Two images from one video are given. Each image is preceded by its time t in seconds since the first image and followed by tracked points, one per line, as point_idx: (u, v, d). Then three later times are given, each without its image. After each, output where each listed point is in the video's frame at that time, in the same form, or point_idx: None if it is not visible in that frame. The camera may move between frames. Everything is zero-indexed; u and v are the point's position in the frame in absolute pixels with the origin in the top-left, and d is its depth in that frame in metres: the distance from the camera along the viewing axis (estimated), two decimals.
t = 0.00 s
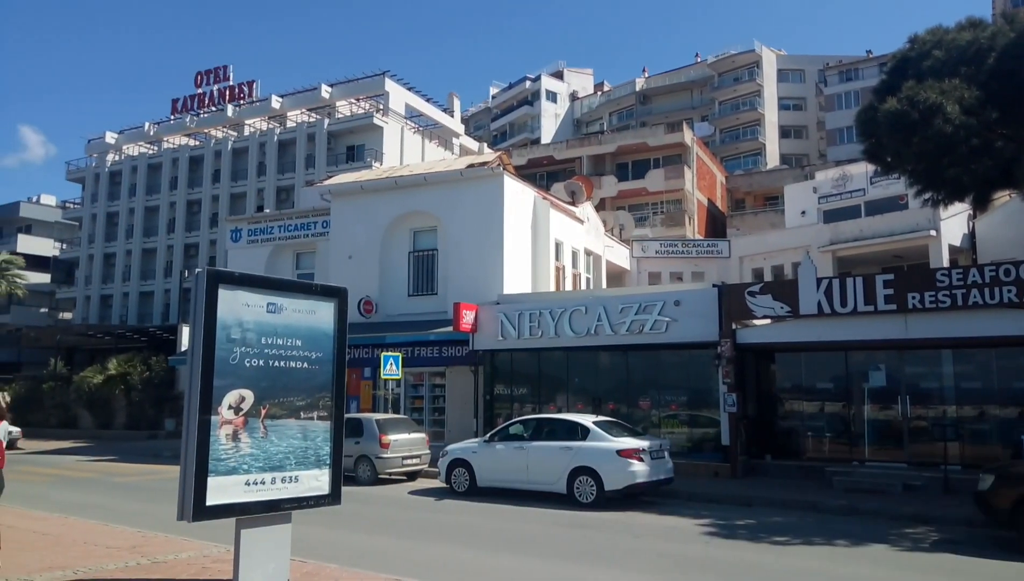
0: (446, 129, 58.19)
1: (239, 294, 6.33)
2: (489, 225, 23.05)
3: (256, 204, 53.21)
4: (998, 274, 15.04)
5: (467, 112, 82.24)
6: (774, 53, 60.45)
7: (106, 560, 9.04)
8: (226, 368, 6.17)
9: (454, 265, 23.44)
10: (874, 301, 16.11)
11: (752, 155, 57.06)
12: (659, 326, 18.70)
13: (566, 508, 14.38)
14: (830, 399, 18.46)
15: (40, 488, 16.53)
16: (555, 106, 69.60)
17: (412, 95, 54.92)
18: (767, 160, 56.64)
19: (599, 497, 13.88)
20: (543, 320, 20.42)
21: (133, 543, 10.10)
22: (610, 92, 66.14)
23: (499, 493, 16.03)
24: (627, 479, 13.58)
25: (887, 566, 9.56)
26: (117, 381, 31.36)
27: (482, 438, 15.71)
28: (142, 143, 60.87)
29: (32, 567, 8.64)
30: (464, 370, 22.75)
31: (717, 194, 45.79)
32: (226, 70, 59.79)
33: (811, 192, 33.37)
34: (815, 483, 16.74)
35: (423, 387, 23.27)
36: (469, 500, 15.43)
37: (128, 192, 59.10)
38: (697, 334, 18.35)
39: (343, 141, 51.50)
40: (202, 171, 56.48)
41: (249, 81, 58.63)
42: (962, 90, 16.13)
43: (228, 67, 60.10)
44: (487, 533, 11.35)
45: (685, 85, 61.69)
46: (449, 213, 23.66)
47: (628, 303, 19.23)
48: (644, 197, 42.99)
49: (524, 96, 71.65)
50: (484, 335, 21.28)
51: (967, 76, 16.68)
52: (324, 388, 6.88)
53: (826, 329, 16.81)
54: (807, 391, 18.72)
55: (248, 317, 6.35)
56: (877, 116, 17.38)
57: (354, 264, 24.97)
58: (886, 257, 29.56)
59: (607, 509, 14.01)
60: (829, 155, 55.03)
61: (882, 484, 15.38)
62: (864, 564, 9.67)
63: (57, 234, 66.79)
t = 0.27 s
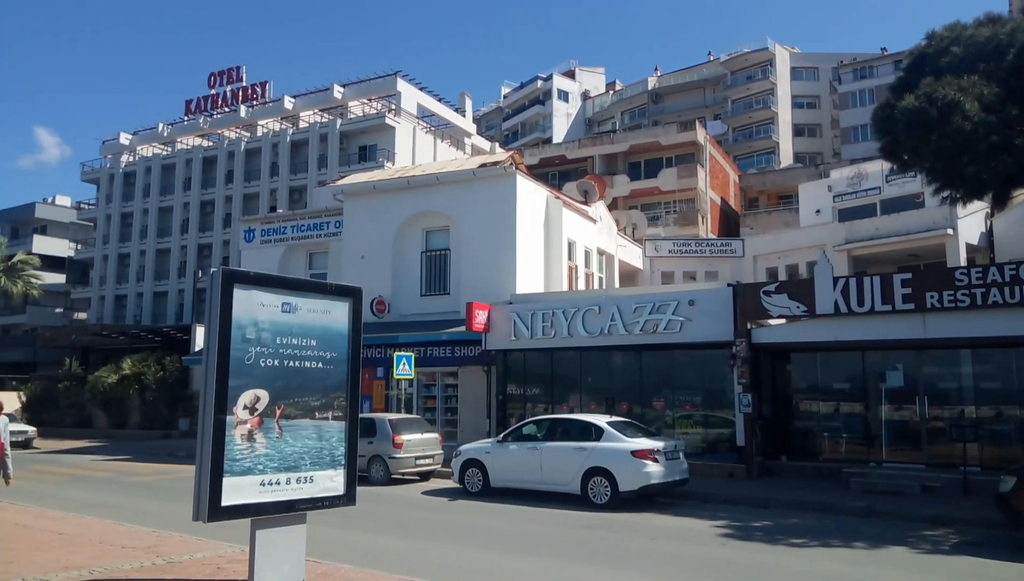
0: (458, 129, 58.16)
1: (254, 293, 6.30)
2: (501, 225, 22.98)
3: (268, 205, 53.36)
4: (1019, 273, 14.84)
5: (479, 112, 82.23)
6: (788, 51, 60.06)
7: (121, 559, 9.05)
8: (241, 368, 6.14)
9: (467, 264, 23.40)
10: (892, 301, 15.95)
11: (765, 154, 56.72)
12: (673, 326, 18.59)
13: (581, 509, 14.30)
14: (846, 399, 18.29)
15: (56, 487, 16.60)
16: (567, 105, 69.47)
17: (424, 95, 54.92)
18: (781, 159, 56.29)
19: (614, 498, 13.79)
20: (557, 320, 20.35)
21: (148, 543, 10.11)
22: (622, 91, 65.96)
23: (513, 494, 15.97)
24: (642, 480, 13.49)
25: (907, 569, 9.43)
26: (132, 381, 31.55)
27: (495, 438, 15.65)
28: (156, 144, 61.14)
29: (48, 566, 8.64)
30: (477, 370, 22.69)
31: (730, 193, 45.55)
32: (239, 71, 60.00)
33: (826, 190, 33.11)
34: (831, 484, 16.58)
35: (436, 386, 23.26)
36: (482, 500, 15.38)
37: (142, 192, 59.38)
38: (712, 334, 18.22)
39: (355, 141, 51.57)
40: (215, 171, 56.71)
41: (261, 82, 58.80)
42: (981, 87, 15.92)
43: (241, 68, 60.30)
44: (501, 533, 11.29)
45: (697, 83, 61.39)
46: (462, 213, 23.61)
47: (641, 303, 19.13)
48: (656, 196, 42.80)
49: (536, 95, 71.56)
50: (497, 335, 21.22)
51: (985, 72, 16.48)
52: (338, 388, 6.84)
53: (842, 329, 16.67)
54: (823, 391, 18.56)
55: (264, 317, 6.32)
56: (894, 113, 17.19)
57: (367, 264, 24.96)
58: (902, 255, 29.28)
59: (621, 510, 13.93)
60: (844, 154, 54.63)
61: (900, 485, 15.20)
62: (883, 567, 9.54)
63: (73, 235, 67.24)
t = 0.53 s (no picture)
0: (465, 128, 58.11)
1: (264, 291, 6.25)
2: (509, 223, 22.92)
3: (276, 204, 53.43)
4: None
5: (486, 111, 82.19)
6: (796, 49, 59.81)
7: (131, 558, 9.03)
8: (250, 366, 6.10)
9: (474, 263, 23.35)
10: (903, 299, 15.82)
11: (773, 153, 56.52)
12: (682, 325, 18.52)
13: (590, 508, 14.24)
14: (857, 399, 18.18)
15: (65, 486, 16.63)
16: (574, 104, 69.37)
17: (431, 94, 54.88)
18: (789, 158, 56.07)
19: (623, 497, 13.73)
20: (565, 319, 20.29)
21: (158, 542, 10.10)
22: (629, 90, 65.83)
23: (522, 493, 15.91)
24: (651, 479, 13.42)
25: (921, 569, 9.35)
26: (140, 380, 31.64)
27: (503, 437, 15.60)
28: (163, 143, 61.27)
29: (58, 565, 8.63)
30: (484, 369, 22.65)
31: (738, 191, 45.39)
32: (246, 70, 60.09)
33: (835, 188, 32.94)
34: (842, 484, 16.48)
35: (444, 385, 23.24)
36: (491, 499, 15.33)
37: (150, 192, 59.54)
38: (721, 333, 18.13)
39: (362, 141, 51.58)
40: (223, 171, 56.81)
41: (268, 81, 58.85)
42: (994, 83, 15.77)
43: (248, 68, 60.37)
44: (511, 533, 11.24)
45: (704, 82, 61.20)
46: (470, 211, 23.56)
47: (650, 301, 19.05)
48: (664, 194, 42.67)
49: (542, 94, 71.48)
50: (505, 334, 21.16)
51: (998, 69, 16.33)
52: (348, 386, 6.80)
53: (853, 328, 16.56)
54: (834, 391, 18.45)
55: (273, 314, 6.28)
56: (906, 110, 17.06)
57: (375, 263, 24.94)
58: (911, 254, 29.11)
59: (631, 509, 13.86)
60: (852, 152, 54.39)
61: (911, 485, 15.09)
62: (897, 567, 9.46)
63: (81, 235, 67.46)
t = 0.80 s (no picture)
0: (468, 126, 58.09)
1: (269, 289, 6.24)
2: (513, 221, 22.89)
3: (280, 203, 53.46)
4: None
5: (489, 110, 82.12)
6: (800, 46, 59.61)
7: (137, 557, 9.04)
8: (256, 365, 6.09)
9: (478, 261, 23.33)
10: (909, 297, 15.76)
11: (778, 150, 56.37)
12: (687, 322, 18.50)
13: (595, 506, 14.22)
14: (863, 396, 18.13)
15: (71, 485, 16.66)
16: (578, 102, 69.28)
17: (434, 93, 54.85)
18: (793, 155, 55.93)
19: (628, 495, 13.70)
20: (569, 317, 20.26)
21: (164, 540, 10.11)
22: (632, 87, 65.74)
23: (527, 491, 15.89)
24: (657, 477, 13.39)
25: (929, 567, 9.30)
26: (145, 380, 31.75)
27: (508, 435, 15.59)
28: (167, 143, 61.34)
29: (64, 564, 8.64)
30: (489, 367, 22.63)
31: (742, 189, 45.30)
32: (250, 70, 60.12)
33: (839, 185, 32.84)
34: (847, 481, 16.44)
35: (448, 384, 23.24)
36: (496, 498, 15.32)
37: (154, 192, 59.65)
38: (726, 330, 18.09)
39: (366, 140, 51.57)
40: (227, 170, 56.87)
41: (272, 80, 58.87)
42: (1000, 79, 15.68)
43: (251, 67, 60.40)
44: (516, 531, 11.23)
45: (708, 79, 61.06)
46: (474, 210, 23.53)
47: (655, 299, 19.03)
48: (668, 192, 42.60)
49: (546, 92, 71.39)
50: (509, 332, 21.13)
51: (1004, 64, 16.24)
52: (353, 384, 6.79)
53: (859, 325, 16.52)
54: (839, 388, 18.40)
55: (279, 313, 6.27)
56: (912, 106, 16.98)
57: (379, 261, 24.94)
58: (917, 251, 29.00)
59: (636, 508, 13.83)
60: (857, 149, 54.22)
61: (918, 482, 15.04)
62: (904, 565, 9.41)
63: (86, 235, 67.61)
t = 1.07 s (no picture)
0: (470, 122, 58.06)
1: (270, 285, 6.21)
2: (515, 218, 22.85)
3: (281, 199, 53.42)
4: None
5: (491, 107, 82.05)
6: (803, 43, 59.53)
7: (138, 552, 9.01)
8: (257, 360, 6.06)
9: (480, 258, 23.29)
10: (912, 295, 15.71)
11: (780, 147, 56.31)
12: (689, 320, 18.47)
13: (596, 503, 14.20)
14: (864, 394, 18.10)
15: (72, 480, 16.64)
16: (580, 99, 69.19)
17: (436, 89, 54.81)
18: (795, 152, 55.87)
19: (629, 492, 13.68)
20: (570, 314, 20.22)
21: (165, 536, 10.10)
22: (635, 84, 65.65)
23: (528, 488, 15.87)
24: (659, 474, 13.38)
25: (930, 565, 9.28)
26: (147, 375, 31.72)
27: (510, 432, 15.57)
28: (169, 138, 61.31)
29: (64, 559, 8.61)
30: (490, 364, 22.62)
31: (744, 186, 45.25)
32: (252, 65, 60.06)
33: (842, 183, 32.77)
34: (849, 479, 16.41)
35: (449, 381, 23.24)
36: (497, 494, 15.30)
37: (156, 187, 59.63)
38: (728, 328, 18.05)
39: (368, 136, 51.53)
40: (229, 166, 56.83)
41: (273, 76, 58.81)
42: (1005, 76, 15.62)
43: (253, 63, 60.33)
44: (517, 528, 11.21)
45: (711, 76, 60.98)
46: (476, 206, 23.49)
47: (657, 297, 19.00)
48: (670, 189, 42.55)
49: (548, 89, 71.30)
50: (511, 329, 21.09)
51: (1009, 61, 16.18)
52: (354, 380, 6.76)
53: (861, 323, 16.47)
54: (841, 385, 18.37)
55: (280, 308, 6.24)
56: (915, 104, 16.92)
57: (380, 258, 24.91)
58: (919, 249, 28.95)
59: (637, 505, 13.81)
60: (859, 147, 54.16)
61: (920, 481, 15.00)
62: (906, 564, 9.38)
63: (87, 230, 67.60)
